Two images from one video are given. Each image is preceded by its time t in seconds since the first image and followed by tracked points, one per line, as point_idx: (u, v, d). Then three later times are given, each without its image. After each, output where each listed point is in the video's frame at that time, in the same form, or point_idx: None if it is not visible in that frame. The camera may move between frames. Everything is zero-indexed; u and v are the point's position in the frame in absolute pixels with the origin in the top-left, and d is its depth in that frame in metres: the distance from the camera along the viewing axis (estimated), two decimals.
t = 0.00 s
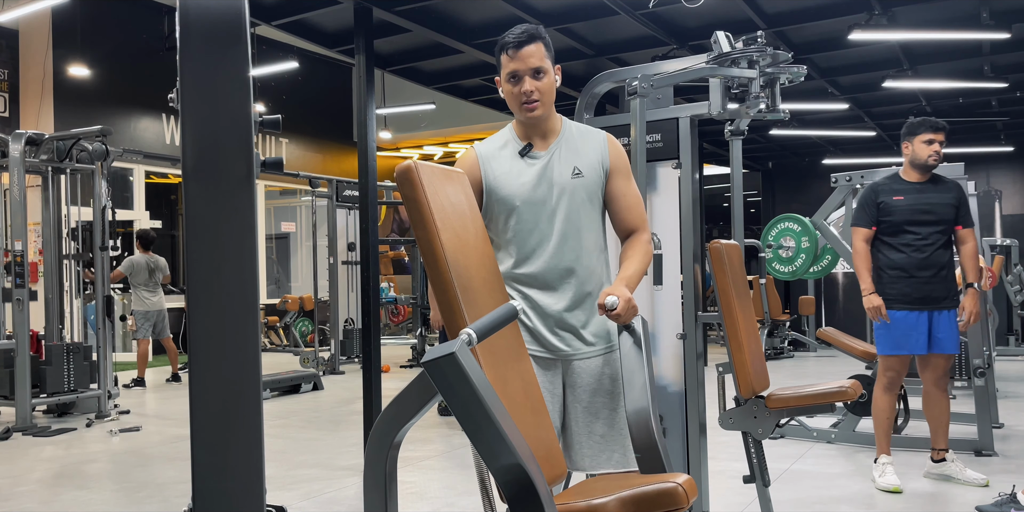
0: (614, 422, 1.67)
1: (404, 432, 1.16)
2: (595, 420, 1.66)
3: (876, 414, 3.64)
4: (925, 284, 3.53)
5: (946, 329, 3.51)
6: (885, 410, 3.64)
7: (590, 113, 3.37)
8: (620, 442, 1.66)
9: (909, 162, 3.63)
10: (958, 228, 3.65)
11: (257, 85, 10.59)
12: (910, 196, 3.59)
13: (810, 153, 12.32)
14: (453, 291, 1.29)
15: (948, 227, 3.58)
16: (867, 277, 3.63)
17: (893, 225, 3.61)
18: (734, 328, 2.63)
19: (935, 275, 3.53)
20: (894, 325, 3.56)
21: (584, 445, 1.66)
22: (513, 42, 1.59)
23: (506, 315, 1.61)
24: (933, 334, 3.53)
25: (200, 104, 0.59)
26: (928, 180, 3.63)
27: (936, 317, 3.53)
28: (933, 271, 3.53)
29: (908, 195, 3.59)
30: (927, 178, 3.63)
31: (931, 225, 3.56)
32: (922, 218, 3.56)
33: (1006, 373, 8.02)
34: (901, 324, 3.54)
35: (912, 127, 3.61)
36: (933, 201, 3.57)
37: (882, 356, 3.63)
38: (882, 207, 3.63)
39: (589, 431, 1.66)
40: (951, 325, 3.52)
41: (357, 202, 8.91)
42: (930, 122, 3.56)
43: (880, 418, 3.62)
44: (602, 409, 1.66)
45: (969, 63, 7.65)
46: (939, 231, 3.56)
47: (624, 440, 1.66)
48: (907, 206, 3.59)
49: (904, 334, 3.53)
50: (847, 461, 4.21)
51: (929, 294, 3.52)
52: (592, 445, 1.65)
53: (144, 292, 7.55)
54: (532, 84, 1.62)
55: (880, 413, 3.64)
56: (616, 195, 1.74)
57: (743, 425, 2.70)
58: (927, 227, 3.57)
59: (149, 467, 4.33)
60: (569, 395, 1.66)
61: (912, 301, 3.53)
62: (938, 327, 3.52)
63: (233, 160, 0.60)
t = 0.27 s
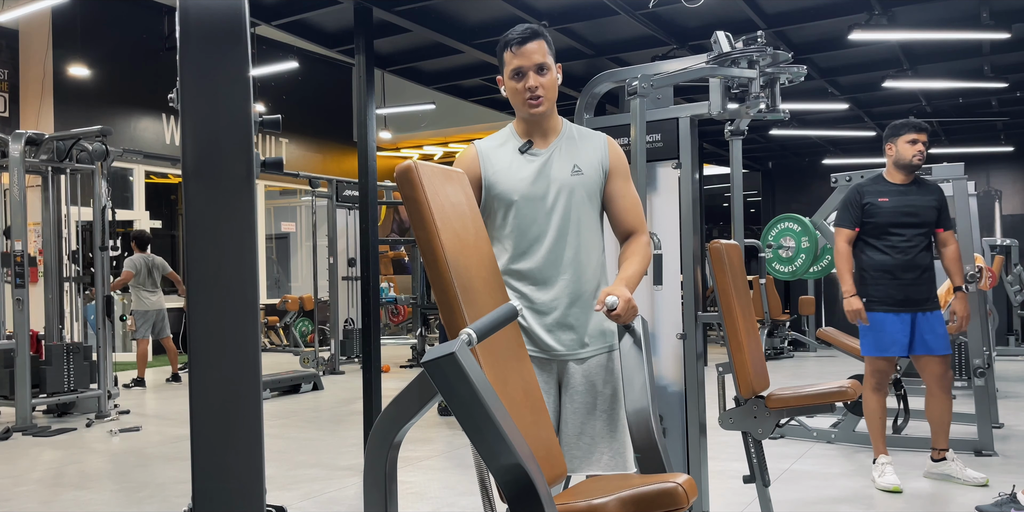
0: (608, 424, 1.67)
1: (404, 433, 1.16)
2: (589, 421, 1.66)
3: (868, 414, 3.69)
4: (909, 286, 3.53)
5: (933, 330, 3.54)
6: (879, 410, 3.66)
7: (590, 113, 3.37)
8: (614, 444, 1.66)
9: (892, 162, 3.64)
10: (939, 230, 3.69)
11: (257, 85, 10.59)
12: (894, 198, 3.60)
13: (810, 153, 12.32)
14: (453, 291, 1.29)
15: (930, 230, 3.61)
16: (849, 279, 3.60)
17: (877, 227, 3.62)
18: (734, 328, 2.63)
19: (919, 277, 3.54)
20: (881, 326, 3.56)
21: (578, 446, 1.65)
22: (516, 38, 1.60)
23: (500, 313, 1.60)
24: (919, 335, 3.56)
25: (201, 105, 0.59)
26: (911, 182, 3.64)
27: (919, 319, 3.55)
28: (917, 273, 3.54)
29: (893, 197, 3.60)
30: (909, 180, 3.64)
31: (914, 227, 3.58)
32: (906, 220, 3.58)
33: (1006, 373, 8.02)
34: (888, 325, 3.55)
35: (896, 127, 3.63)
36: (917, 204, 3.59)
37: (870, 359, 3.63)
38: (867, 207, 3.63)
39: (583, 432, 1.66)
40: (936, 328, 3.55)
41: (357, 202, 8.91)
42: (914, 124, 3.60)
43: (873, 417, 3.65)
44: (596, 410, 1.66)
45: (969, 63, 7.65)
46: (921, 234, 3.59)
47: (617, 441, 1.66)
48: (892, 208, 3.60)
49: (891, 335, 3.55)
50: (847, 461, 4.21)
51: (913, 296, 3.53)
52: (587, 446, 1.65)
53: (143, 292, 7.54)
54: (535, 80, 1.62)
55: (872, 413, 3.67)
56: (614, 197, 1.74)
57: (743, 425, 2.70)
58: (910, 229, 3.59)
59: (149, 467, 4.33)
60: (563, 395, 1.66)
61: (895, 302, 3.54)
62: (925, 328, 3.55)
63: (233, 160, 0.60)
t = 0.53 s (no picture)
0: (605, 424, 1.67)
1: (404, 432, 1.16)
2: (585, 422, 1.66)
3: (866, 415, 3.65)
4: (904, 286, 3.53)
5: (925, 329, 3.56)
6: (875, 410, 3.65)
7: (590, 113, 3.37)
8: (610, 445, 1.66)
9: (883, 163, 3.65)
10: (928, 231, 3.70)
11: (257, 85, 10.59)
12: (889, 197, 3.61)
13: (810, 153, 12.32)
14: (454, 292, 1.29)
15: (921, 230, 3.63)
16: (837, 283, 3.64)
17: (872, 226, 3.61)
18: (734, 328, 2.63)
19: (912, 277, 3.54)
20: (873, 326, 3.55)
21: (574, 446, 1.65)
22: (508, 40, 1.60)
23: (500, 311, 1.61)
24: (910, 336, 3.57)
25: (201, 104, 0.59)
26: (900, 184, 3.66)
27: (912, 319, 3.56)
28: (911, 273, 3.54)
29: (886, 197, 3.61)
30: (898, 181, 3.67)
31: (908, 227, 3.59)
32: (900, 220, 3.58)
33: (1006, 373, 8.01)
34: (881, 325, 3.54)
35: (886, 127, 3.66)
36: (911, 204, 3.60)
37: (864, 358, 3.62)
38: (862, 206, 3.62)
39: (579, 432, 1.66)
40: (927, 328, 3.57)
41: (357, 202, 8.91)
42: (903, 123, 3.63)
43: (871, 419, 3.64)
44: (592, 410, 1.66)
45: (969, 63, 7.65)
46: (913, 234, 3.60)
47: (613, 442, 1.66)
48: (886, 207, 3.59)
49: (884, 335, 3.54)
50: (847, 461, 4.21)
51: (907, 296, 3.53)
52: (583, 446, 1.65)
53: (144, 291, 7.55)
54: (529, 81, 1.62)
55: (870, 414, 3.65)
56: (612, 197, 1.74)
57: (743, 425, 2.70)
58: (904, 229, 3.59)
59: (149, 467, 4.33)
60: (559, 395, 1.66)
61: (892, 302, 3.53)
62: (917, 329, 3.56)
63: (233, 160, 0.60)
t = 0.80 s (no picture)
0: (605, 424, 1.67)
1: (404, 432, 1.16)
2: (587, 422, 1.66)
3: (866, 415, 3.66)
4: (898, 288, 3.53)
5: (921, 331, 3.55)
6: (875, 412, 3.64)
7: (590, 113, 3.37)
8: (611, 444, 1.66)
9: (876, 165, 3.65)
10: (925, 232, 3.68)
11: (257, 85, 10.59)
12: (881, 200, 3.61)
13: (810, 153, 12.32)
14: (454, 292, 1.29)
15: (916, 231, 3.62)
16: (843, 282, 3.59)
17: (866, 229, 3.61)
18: (734, 328, 2.63)
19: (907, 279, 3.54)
20: (866, 330, 3.58)
21: (576, 446, 1.65)
22: (507, 43, 1.59)
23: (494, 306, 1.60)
24: (905, 337, 3.57)
25: (200, 104, 0.59)
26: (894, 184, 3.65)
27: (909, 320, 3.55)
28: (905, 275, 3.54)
29: (879, 199, 3.60)
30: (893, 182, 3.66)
31: (902, 229, 3.58)
32: (893, 222, 3.58)
33: (1006, 373, 8.01)
34: (875, 328, 3.56)
35: (880, 129, 3.64)
36: (903, 205, 3.59)
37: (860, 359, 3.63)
38: (855, 211, 3.63)
39: (580, 432, 1.66)
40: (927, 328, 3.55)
41: (357, 202, 8.90)
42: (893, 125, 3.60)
43: (870, 420, 3.65)
44: (594, 410, 1.66)
45: (969, 63, 7.65)
46: (908, 236, 3.59)
47: (614, 442, 1.66)
48: (879, 210, 3.60)
49: (877, 336, 3.56)
50: (847, 461, 4.21)
51: (903, 298, 3.53)
52: (585, 446, 1.65)
53: (146, 291, 7.55)
54: (528, 85, 1.62)
55: (870, 415, 3.65)
56: (609, 194, 1.74)
57: (743, 425, 2.70)
58: (897, 230, 3.59)
59: (149, 467, 4.33)
60: (561, 395, 1.66)
61: (888, 304, 3.53)
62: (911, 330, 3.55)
63: (234, 159, 0.60)
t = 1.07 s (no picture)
0: (605, 425, 1.67)
1: (404, 433, 1.16)
2: (585, 422, 1.66)
3: (867, 415, 3.66)
4: (895, 289, 3.53)
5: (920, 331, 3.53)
6: (875, 412, 3.65)
7: (590, 113, 3.37)
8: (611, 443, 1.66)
9: (873, 168, 3.65)
10: (925, 231, 3.68)
11: (257, 84, 10.59)
12: (878, 202, 3.62)
13: (810, 153, 12.32)
14: (453, 291, 1.29)
15: (915, 232, 3.62)
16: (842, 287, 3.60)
17: (863, 232, 3.63)
18: (734, 328, 2.63)
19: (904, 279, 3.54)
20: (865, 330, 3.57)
21: (574, 446, 1.66)
22: (496, 43, 1.58)
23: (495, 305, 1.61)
24: (904, 337, 3.56)
25: (200, 104, 0.59)
26: (892, 186, 3.65)
27: (908, 320, 3.55)
28: (903, 275, 3.54)
29: (876, 202, 3.61)
30: (891, 184, 3.65)
31: (899, 230, 3.59)
32: (890, 224, 3.59)
33: (1006, 373, 8.01)
34: (875, 330, 3.56)
35: (876, 131, 3.64)
36: (901, 207, 3.59)
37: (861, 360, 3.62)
38: (851, 214, 3.65)
39: (579, 432, 1.66)
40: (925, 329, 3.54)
41: (357, 202, 8.90)
42: (890, 126, 3.61)
43: (872, 420, 3.64)
44: (591, 411, 1.66)
45: (969, 63, 7.65)
46: (906, 237, 3.59)
47: (614, 442, 1.66)
48: (876, 212, 3.61)
49: (876, 338, 3.55)
50: (847, 461, 4.21)
51: (900, 299, 3.53)
52: (584, 446, 1.66)
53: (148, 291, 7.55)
54: (520, 85, 1.62)
55: (871, 414, 3.65)
56: (610, 194, 1.73)
57: (743, 425, 2.70)
58: (894, 232, 3.59)
59: (149, 467, 4.33)
60: (559, 395, 1.66)
61: (885, 305, 3.54)
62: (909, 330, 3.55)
63: (233, 160, 0.60)
